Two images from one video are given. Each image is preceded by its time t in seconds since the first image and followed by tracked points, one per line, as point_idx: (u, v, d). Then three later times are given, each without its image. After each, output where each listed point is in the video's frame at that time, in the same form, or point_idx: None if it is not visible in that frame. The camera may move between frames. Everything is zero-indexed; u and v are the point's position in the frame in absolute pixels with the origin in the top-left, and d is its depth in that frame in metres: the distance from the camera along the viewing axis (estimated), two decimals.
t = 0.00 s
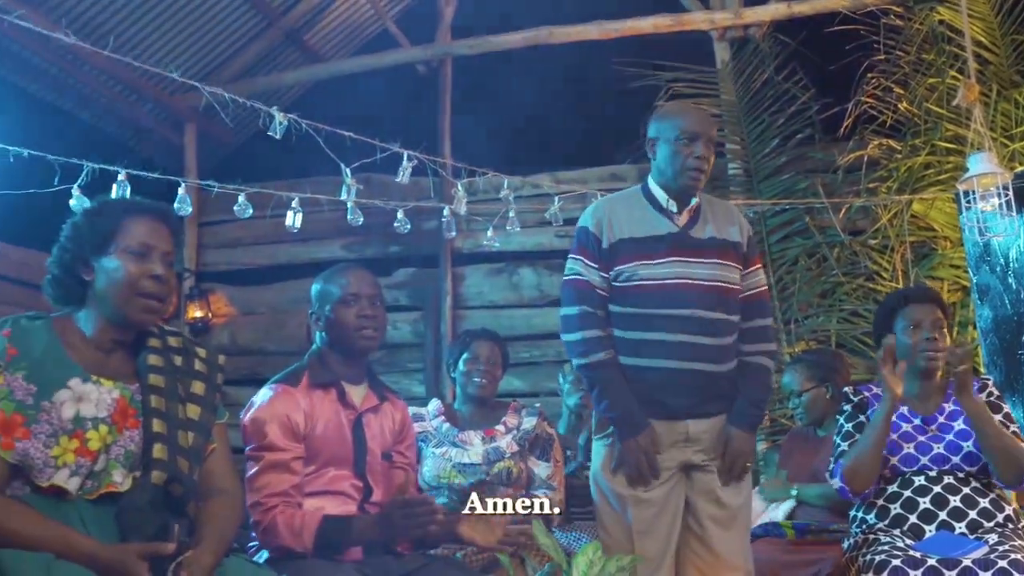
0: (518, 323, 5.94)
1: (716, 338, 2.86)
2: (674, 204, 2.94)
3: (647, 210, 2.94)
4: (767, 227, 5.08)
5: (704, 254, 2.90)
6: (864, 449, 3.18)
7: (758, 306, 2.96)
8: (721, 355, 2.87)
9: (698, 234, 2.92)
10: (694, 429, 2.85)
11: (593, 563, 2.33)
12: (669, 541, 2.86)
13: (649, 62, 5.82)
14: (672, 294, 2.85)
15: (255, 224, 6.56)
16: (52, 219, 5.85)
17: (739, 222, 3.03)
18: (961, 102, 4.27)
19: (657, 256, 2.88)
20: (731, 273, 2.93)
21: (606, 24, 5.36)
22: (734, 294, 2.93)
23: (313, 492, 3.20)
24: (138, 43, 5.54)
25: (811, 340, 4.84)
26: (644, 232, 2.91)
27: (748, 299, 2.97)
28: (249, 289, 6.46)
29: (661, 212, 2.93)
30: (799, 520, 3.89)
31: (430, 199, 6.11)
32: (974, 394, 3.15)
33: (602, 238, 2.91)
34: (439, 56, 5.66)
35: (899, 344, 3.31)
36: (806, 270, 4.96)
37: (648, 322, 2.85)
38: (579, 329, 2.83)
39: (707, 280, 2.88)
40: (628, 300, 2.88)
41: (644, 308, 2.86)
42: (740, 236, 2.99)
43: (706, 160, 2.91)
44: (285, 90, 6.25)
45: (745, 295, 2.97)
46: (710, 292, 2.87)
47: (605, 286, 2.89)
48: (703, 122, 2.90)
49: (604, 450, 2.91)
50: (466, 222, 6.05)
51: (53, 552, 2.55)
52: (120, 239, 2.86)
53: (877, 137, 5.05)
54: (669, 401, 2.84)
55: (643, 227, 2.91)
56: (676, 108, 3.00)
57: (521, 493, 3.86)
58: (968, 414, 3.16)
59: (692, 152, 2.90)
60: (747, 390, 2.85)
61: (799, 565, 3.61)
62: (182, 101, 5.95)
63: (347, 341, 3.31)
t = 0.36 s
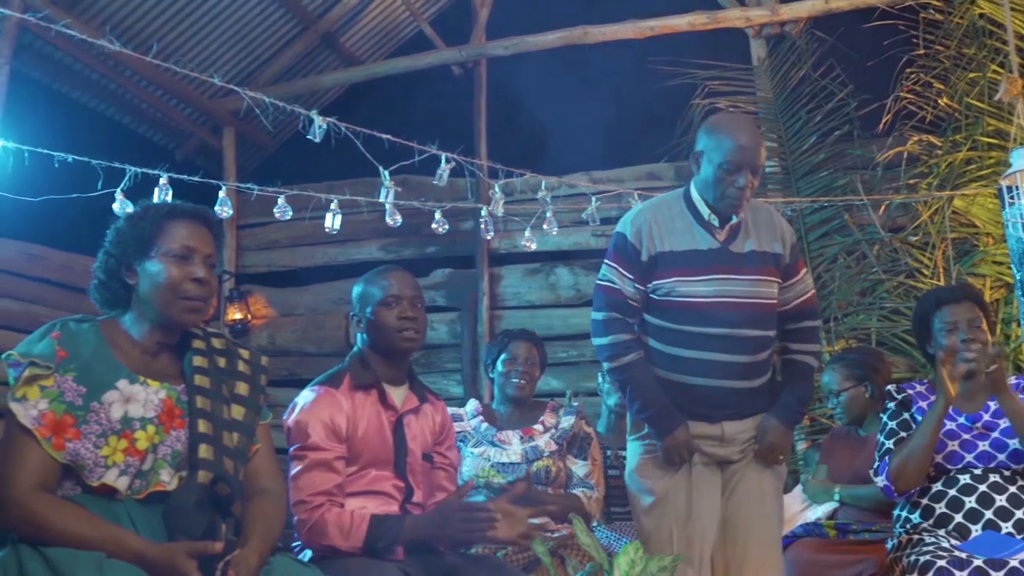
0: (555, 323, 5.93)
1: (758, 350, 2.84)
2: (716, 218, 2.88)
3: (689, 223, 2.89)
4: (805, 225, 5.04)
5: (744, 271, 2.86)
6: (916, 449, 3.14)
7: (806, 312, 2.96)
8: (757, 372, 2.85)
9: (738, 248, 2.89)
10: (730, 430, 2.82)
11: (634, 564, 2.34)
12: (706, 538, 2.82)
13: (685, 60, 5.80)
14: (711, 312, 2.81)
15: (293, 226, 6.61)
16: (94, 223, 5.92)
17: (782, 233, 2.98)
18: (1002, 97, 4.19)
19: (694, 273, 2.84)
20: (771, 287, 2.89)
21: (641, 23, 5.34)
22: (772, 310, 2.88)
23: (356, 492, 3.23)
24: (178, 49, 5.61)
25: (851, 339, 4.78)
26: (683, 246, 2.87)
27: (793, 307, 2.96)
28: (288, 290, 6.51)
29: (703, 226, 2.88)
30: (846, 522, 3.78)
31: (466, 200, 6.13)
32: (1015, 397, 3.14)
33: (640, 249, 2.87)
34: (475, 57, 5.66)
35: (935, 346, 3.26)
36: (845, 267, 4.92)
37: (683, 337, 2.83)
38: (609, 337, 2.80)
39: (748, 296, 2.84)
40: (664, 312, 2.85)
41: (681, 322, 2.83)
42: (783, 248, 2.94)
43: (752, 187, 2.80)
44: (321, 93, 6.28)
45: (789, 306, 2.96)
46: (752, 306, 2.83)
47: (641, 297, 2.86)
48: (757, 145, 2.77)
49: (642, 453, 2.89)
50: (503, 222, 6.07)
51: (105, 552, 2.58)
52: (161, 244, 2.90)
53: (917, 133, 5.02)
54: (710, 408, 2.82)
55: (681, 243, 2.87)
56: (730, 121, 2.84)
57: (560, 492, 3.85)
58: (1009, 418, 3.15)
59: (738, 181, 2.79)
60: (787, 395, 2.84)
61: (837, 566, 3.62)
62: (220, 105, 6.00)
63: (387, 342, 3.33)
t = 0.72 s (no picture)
0: (601, 322, 5.91)
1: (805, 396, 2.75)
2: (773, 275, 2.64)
3: (744, 276, 2.66)
4: (853, 220, 5.00)
5: (796, 325, 2.66)
6: (973, 453, 3.08)
7: (867, 355, 2.74)
8: (802, 411, 2.76)
9: (793, 302, 2.67)
10: (776, 448, 2.79)
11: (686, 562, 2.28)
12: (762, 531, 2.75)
13: (728, 56, 5.77)
14: (756, 369, 2.68)
15: (338, 229, 6.67)
16: (143, 230, 6.01)
17: (846, 272, 2.73)
18: None
19: (745, 327, 2.66)
20: (824, 339, 2.71)
21: (683, 20, 5.31)
22: (824, 357, 2.73)
23: (408, 492, 3.24)
24: (225, 57, 5.66)
25: (902, 336, 4.74)
26: (734, 299, 2.66)
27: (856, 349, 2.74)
28: (334, 293, 6.55)
29: (758, 281, 2.65)
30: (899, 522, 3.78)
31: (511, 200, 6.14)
32: None
33: (693, 296, 2.67)
34: (518, 58, 5.65)
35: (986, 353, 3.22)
36: (895, 263, 4.87)
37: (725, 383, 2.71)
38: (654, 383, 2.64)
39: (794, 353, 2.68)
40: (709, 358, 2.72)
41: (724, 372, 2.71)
42: (843, 293, 2.72)
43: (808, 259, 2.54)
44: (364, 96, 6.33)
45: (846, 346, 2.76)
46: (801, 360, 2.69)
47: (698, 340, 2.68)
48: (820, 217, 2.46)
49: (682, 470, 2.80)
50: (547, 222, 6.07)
51: (166, 552, 2.62)
52: (215, 244, 2.93)
53: (967, 127, 4.90)
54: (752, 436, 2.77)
55: (733, 294, 2.66)
56: (794, 183, 2.49)
57: (609, 491, 3.86)
58: None
59: (794, 256, 2.52)
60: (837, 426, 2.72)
61: (894, 565, 3.55)
62: (265, 110, 6.06)
63: (436, 343, 3.34)
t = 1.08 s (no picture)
0: (651, 321, 5.89)
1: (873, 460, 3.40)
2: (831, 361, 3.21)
3: (804, 358, 3.25)
4: (906, 216, 4.95)
5: (852, 405, 3.28)
6: None
7: (931, 430, 3.34)
8: (864, 473, 3.40)
9: (849, 382, 3.26)
10: (837, 501, 3.43)
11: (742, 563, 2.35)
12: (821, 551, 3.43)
13: (776, 52, 5.74)
14: (806, 439, 3.32)
15: (387, 231, 6.72)
16: (195, 234, 6.09)
17: (903, 353, 3.33)
18: None
19: (801, 404, 3.29)
20: (883, 416, 3.33)
21: (730, 16, 5.27)
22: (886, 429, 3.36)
23: (462, 493, 3.25)
24: (276, 62, 5.73)
25: (958, 332, 4.67)
26: (794, 377, 3.27)
27: (928, 424, 3.35)
28: (384, 294, 6.59)
29: (817, 364, 3.23)
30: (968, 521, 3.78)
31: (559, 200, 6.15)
32: None
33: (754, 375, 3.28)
34: (564, 57, 5.64)
35: None
36: (950, 259, 4.81)
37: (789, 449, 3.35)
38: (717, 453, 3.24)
39: (865, 432, 3.32)
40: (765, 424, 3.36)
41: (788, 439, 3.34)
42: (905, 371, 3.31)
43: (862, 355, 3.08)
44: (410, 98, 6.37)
45: (918, 421, 3.37)
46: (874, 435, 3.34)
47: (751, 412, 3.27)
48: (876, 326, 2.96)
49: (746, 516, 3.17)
50: (596, 221, 6.07)
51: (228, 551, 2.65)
52: (274, 246, 3.00)
53: None
54: (818, 493, 3.41)
55: (791, 373, 3.27)
56: (852, 282, 3.02)
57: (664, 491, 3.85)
58: None
59: (851, 352, 3.05)
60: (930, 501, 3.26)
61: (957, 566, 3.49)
62: (313, 114, 6.11)
63: (489, 343, 3.35)
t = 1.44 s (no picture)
0: (697, 319, 5.86)
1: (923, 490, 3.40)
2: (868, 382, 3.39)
3: (840, 381, 3.42)
4: (957, 209, 4.87)
5: (896, 427, 3.38)
6: None
7: (975, 454, 3.42)
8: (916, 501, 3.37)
9: (889, 405, 3.39)
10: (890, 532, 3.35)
11: (794, 563, 2.44)
12: None
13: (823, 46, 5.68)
14: (852, 462, 3.36)
15: (431, 232, 6.75)
16: (243, 238, 6.17)
17: (940, 378, 3.49)
18: None
19: (843, 428, 3.38)
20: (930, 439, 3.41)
21: (775, 11, 5.21)
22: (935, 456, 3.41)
23: (511, 492, 3.25)
24: (323, 68, 5.77)
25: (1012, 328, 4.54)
26: (831, 400, 3.41)
27: (968, 449, 3.42)
28: (429, 295, 6.61)
29: (855, 385, 3.40)
30: (1022, 518, 3.79)
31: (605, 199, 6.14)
32: None
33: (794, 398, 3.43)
34: (608, 56, 5.60)
35: None
36: (1003, 253, 4.68)
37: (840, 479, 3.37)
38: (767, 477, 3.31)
39: (908, 454, 3.37)
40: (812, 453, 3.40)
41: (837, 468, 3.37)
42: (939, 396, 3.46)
43: (897, 361, 3.28)
44: (452, 99, 6.40)
45: (959, 448, 3.44)
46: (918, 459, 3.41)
47: (795, 441, 3.37)
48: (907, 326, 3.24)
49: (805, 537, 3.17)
50: (641, 220, 6.05)
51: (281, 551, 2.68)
52: (328, 257, 3.05)
53: None
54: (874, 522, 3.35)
55: (829, 395, 3.42)
56: (882, 295, 3.31)
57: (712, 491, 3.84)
58: None
59: (884, 355, 3.28)
60: (985, 515, 3.31)
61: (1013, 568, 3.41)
62: (357, 117, 6.14)
63: (534, 344, 3.35)
